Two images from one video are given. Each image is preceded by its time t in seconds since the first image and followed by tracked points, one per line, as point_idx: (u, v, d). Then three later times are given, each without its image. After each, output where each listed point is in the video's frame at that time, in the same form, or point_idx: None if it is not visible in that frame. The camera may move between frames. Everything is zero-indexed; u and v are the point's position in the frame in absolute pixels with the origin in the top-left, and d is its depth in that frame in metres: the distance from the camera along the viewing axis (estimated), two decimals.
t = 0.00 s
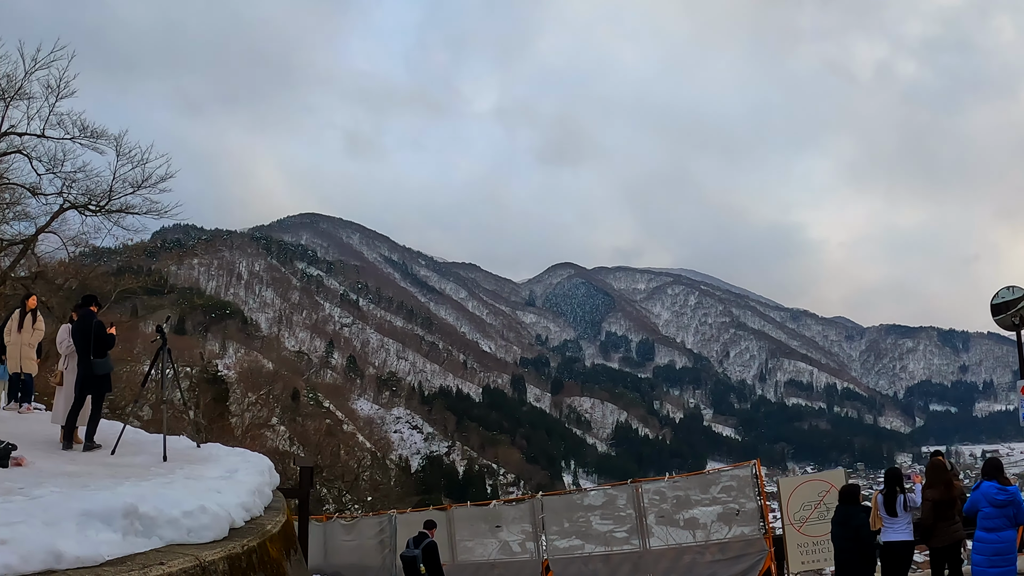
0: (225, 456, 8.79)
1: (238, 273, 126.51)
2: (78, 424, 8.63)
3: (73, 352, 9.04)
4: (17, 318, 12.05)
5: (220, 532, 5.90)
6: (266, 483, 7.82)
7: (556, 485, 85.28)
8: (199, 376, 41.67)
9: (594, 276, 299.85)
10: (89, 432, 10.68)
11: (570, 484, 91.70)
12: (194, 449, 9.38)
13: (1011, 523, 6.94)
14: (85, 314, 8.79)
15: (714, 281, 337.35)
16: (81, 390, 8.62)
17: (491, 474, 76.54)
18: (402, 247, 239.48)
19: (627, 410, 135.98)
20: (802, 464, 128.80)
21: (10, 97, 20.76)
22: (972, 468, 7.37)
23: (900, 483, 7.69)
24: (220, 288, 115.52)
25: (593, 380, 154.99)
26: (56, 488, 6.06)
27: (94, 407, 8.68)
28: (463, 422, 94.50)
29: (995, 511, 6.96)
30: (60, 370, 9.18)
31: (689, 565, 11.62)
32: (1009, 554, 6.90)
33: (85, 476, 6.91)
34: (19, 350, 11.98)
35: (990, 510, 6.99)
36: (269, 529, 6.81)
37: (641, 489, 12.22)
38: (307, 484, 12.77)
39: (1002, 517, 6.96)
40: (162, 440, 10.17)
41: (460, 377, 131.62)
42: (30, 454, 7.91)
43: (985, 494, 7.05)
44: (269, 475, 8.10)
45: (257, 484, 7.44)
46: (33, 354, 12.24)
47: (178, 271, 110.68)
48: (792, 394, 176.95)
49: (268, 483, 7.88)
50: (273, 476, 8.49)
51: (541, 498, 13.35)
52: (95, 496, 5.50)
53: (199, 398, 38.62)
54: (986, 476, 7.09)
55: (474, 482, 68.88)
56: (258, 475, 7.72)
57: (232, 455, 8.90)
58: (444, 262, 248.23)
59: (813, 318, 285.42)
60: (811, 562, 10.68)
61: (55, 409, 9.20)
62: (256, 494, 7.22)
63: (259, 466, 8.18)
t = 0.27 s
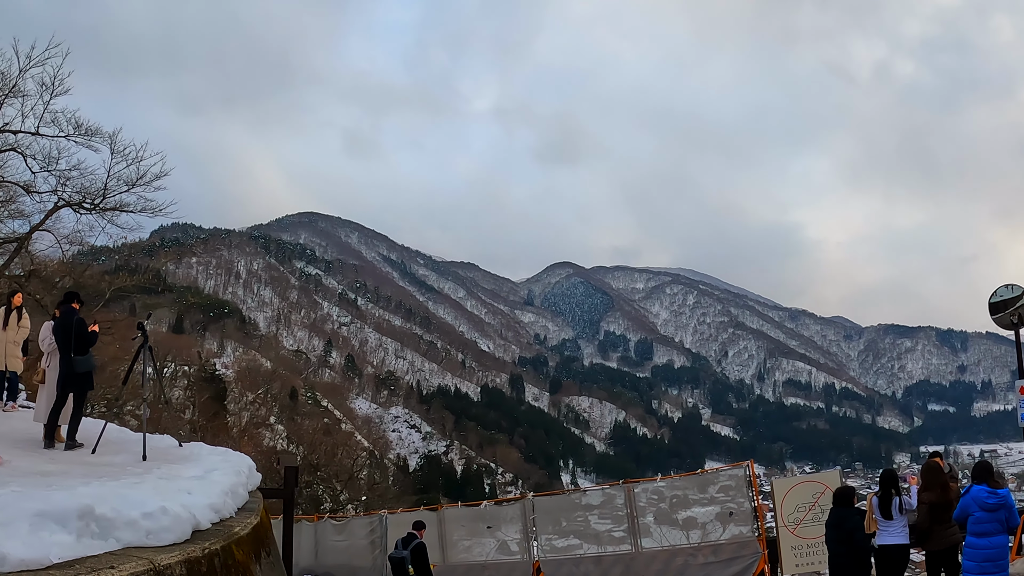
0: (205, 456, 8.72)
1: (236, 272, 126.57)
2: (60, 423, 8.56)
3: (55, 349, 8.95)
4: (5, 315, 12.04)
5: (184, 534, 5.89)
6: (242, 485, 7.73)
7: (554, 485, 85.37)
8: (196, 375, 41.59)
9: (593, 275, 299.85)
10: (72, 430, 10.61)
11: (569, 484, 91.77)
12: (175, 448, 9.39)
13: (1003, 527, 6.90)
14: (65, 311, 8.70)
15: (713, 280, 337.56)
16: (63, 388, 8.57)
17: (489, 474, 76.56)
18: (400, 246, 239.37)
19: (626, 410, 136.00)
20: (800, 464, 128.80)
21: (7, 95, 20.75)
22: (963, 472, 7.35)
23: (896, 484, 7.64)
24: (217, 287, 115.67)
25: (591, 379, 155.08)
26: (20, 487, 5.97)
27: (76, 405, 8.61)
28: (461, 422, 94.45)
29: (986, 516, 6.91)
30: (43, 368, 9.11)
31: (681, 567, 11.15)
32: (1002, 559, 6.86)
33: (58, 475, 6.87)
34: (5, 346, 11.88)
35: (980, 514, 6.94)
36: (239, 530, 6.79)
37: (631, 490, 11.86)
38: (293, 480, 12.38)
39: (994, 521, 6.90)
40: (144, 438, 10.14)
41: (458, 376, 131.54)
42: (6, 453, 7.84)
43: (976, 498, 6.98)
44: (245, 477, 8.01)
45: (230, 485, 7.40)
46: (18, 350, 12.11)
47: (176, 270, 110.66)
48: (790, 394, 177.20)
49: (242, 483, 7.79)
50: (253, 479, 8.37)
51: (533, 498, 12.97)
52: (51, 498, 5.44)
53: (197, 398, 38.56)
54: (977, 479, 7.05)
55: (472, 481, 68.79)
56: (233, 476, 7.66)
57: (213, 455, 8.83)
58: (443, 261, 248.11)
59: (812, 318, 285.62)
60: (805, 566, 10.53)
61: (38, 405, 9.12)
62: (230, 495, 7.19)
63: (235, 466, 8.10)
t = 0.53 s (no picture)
0: (185, 452, 8.39)
1: (235, 271, 126.76)
2: (42, 419, 8.44)
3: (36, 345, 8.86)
4: None
5: (146, 532, 5.33)
6: (220, 482, 7.40)
7: (553, 483, 85.47)
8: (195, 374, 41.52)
9: (592, 275, 299.92)
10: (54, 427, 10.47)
11: (567, 483, 91.87)
12: (157, 444, 9.18)
13: (1001, 528, 6.62)
14: (46, 307, 8.68)
15: (711, 280, 337.79)
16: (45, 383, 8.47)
17: (487, 473, 76.68)
18: (399, 245, 239.29)
19: (625, 409, 136.11)
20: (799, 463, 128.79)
21: (1, 92, 20.74)
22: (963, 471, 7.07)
23: (894, 483, 7.51)
24: (216, 286, 115.97)
25: (590, 378, 155.22)
26: None
27: (58, 401, 8.51)
28: (460, 421, 94.45)
29: (978, 518, 6.65)
30: (24, 364, 9.00)
31: (676, 567, 10.66)
32: (999, 561, 6.55)
33: (29, 470, 6.56)
34: None
35: (975, 516, 6.66)
36: (208, 529, 6.16)
37: (624, 488, 11.35)
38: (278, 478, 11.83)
39: (990, 522, 6.63)
40: (127, 434, 9.97)
41: (457, 375, 131.54)
42: None
43: (974, 498, 6.70)
44: (222, 475, 7.68)
45: (206, 480, 7.02)
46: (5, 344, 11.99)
47: (175, 269, 110.67)
48: (789, 393, 177.47)
49: (220, 480, 7.44)
50: (231, 478, 8.12)
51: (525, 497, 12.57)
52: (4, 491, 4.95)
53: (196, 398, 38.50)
54: (974, 478, 6.79)
55: (470, 480, 68.76)
56: (209, 472, 7.32)
57: (193, 452, 8.57)
58: (442, 260, 248.08)
59: (811, 317, 285.96)
60: (802, 567, 10.05)
61: (21, 401, 9.02)
62: (204, 491, 6.78)
63: (213, 463, 7.78)
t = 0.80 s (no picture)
0: (167, 451, 8.21)
1: (234, 270, 126.82)
2: (25, 416, 8.30)
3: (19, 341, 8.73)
4: None
5: (104, 533, 5.21)
6: (196, 481, 7.24)
7: (552, 483, 85.52)
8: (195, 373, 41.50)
9: (591, 274, 299.92)
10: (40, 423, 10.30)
11: (567, 483, 91.92)
12: (139, 441, 8.97)
13: (1002, 529, 6.51)
14: (30, 303, 8.53)
15: (711, 280, 337.84)
16: (28, 380, 8.36)
17: (487, 472, 76.71)
18: (399, 245, 239.21)
19: (624, 408, 136.16)
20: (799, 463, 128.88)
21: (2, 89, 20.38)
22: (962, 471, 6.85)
23: (894, 484, 7.30)
24: (215, 285, 116.26)
25: (589, 378, 155.30)
26: None
27: (40, 398, 8.38)
28: (460, 420, 94.42)
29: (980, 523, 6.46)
30: (7, 360, 8.88)
31: (672, 569, 10.59)
32: (1000, 564, 6.47)
33: None
34: None
35: (978, 517, 6.51)
36: (174, 530, 6.00)
37: (621, 489, 11.31)
38: (265, 478, 11.63)
39: (994, 524, 6.49)
40: (112, 431, 9.77)
41: (457, 374, 131.46)
42: None
43: (976, 499, 6.55)
44: (201, 473, 7.50)
45: (179, 480, 6.85)
46: None
47: (174, 268, 110.68)
48: (789, 392, 177.66)
49: (197, 480, 7.26)
50: (211, 477, 7.92)
51: (519, 497, 12.58)
52: None
53: (195, 397, 38.44)
54: (972, 480, 6.59)
55: (470, 480, 68.79)
56: (185, 471, 7.14)
57: (175, 450, 8.38)
58: (441, 259, 247.93)
59: (811, 317, 285.96)
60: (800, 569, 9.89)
61: (5, 398, 8.90)
62: (176, 490, 6.63)
63: (190, 461, 7.58)
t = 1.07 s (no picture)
0: (150, 448, 8.08)
1: (234, 270, 126.87)
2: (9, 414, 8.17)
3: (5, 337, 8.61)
4: None
5: (63, 533, 5.12)
6: (173, 480, 7.11)
7: (553, 482, 85.58)
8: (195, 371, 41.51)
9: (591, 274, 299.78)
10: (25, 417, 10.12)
11: (567, 482, 91.95)
12: (126, 439, 8.82)
13: (1004, 529, 6.22)
14: (16, 297, 8.39)
15: (711, 279, 338.03)
16: (12, 377, 8.24)
17: (487, 471, 76.68)
18: (399, 244, 239.18)
19: (624, 407, 136.15)
20: (799, 463, 128.83)
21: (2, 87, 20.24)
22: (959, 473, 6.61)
23: (895, 486, 7.25)
24: (215, 284, 116.64)
25: (589, 377, 155.42)
26: None
27: (24, 396, 8.24)
28: (460, 419, 94.33)
29: (982, 530, 6.19)
30: None
31: (668, 570, 10.58)
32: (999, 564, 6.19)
33: None
34: None
35: (981, 518, 6.21)
36: (141, 532, 5.84)
37: (614, 488, 11.29)
38: (253, 476, 11.54)
39: (998, 526, 6.21)
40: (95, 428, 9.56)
41: (456, 373, 131.44)
42: None
43: (980, 502, 6.22)
44: (180, 473, 7.38)
45: (153, 477, 6.73)
46: None
47: (174, 267, 110.78)
48: (789, 392, 177.63)
49: (174, 481, 7.11)
50: (192, 475, 7.81)
51: (514, 496, 12.53)
52: None
53: (194, 397, 38.39)
54: (971, 483, 6.30)
55: (470, 479, 68.71)
56: (161, 470, 7.00)
57: (158, 448, 8.20)
58: (441, 258, 247.77)
59: (811, 317, 285.94)
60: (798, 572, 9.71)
61: None
62: (150, 489, 6.51)
63: (169, 459, 7.44)
